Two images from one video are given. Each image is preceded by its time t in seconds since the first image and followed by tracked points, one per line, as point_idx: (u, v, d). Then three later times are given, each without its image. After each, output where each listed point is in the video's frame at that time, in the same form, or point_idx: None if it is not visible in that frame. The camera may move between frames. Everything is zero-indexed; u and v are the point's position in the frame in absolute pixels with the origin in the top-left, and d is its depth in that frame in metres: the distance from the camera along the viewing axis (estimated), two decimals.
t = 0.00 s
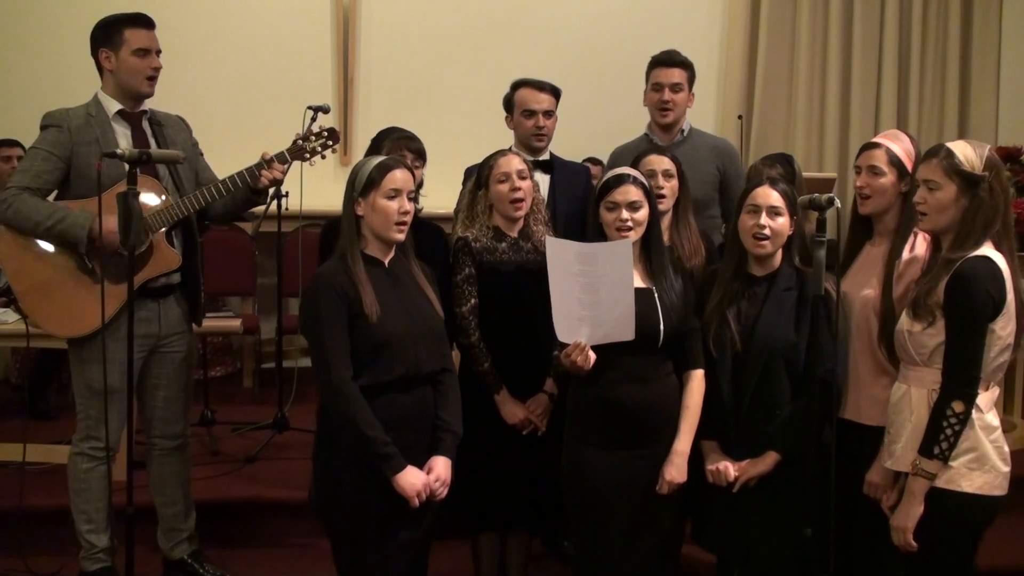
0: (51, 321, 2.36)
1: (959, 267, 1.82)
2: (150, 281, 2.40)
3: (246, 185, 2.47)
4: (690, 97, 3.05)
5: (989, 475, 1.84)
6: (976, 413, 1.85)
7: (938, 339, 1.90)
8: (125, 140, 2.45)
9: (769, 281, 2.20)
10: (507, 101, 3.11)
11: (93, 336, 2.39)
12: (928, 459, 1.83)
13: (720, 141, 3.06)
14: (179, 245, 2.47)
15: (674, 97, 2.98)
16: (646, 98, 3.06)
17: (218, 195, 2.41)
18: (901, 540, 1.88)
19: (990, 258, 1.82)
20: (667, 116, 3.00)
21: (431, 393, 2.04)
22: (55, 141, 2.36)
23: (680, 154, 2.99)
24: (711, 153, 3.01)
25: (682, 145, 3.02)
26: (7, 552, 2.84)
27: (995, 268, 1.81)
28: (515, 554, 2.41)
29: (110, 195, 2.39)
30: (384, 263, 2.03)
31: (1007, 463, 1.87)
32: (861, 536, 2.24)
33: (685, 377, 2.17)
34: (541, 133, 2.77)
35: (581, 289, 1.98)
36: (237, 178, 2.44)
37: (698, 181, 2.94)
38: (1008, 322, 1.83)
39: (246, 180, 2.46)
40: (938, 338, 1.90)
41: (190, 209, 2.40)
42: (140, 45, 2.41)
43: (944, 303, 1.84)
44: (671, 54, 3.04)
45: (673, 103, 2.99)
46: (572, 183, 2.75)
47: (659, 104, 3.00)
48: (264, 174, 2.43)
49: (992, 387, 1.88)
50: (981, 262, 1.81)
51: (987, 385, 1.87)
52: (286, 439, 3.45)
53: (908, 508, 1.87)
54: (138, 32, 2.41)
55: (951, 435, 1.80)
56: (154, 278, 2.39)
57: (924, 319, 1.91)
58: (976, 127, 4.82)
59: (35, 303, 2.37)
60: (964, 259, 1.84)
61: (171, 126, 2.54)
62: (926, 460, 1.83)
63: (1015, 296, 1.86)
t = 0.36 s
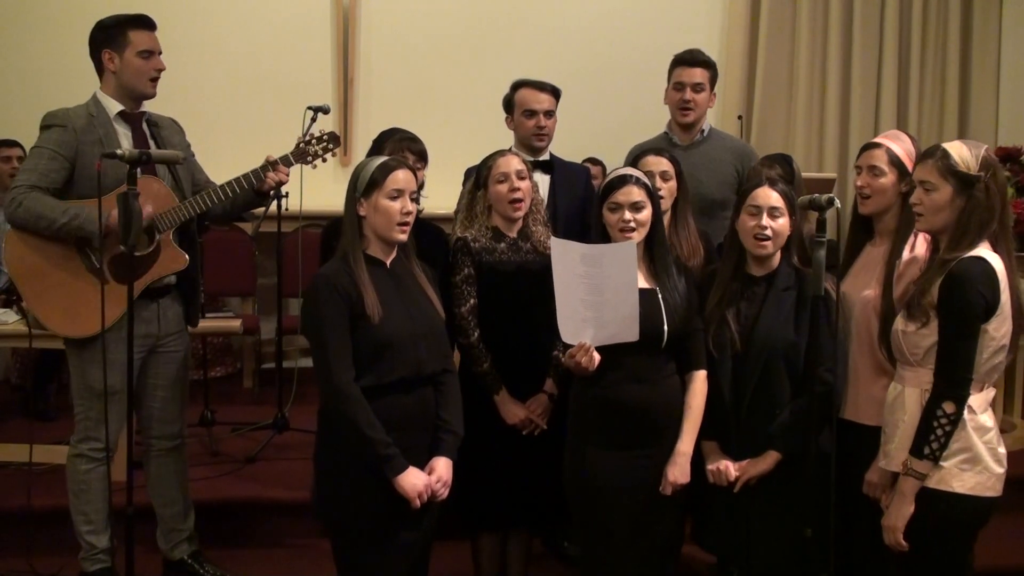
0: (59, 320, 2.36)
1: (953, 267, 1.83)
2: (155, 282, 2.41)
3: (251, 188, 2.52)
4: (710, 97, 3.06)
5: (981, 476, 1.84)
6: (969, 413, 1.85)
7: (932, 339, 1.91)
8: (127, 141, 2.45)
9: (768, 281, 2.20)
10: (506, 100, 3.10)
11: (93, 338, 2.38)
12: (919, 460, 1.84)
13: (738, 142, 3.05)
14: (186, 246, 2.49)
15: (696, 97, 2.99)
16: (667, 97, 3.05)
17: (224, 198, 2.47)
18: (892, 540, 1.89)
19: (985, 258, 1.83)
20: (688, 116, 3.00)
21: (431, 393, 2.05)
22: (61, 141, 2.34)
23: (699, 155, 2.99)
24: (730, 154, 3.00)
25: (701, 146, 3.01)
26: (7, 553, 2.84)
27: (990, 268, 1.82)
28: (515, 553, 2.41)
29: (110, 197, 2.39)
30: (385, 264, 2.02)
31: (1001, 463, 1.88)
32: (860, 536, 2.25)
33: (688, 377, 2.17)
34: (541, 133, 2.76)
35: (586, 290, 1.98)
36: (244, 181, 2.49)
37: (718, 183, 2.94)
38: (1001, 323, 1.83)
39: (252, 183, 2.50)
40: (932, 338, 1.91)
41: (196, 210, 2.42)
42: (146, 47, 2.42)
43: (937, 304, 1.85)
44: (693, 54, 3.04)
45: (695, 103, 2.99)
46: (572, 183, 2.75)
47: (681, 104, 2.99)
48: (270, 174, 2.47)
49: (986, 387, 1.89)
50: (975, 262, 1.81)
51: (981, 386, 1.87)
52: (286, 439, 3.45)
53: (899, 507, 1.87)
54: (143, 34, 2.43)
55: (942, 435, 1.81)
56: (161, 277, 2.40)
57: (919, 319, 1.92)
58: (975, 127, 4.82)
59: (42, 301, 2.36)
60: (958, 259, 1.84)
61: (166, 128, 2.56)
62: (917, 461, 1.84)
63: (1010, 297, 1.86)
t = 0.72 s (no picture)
0: (60, 320, 2.35)
1: (949, 268, 1.83)
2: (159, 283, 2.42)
3: (252, 190, 2.54)
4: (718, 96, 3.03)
5: (978, 476, 1.85)
6: (965, 414, 1.85)
7: (928, 340, 1.92)
8: (127, 141, 2.45)
9: (766, 281, 2.21)
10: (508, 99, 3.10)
11: (92, 341, 2.38)
12: (916, 461, 1.84)
13: (748, 146, 3.05)
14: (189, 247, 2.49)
15: (703, 97, 2.95)
16: (675, 97, 3.04)
17: (225, 198, 2.49)
18: (890, 540, 1.89)
19: (980, 258, 1.83)
20: (695, 116, 2.97)
21: (432, 393, 2.05)
22: (64, 140, 2.34)
23: (709, 156, 2.99)
24: (739, 156, 3.00)
25: (709, 147, 3.01)
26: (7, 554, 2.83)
27: (985, 269, 1.82)
28: (515, 554, 2.41)
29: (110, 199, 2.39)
30: (386, 264, 2.02)
31: (998, 463, 1.88)
32: (859, 536, 2.25)
33: (688, 377, 2.17)
34: (541, 133, 2.76)
35: (588, 291, 1.98)
36: (244, 182, 2.51)
37: (728, 185, 2.94)
38: (997, 323, 1.83)
39: (253, 185, 2.52)
40: (929, 339, 1.91)
41: (200, 212, 2.44)
42: (147, 46, 2.43)
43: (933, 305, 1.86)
44: (699, 53, 3.02)
45: (702, 103, 2.96)
46: (571, 184, 2.75)
47: (687, 104, 2.97)
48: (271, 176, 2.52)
49: (982, 388, 1.89)
50: (970, 264, 1.81)
51: (977, 387, 1.88)
52: (286, 440, 3.44)
53: (895, 508, 1.88)
54: (144, 33, 2.44)
55: (938, 436, 1.81)
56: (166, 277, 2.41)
57: (914, 320, 1.93)
58: (975, 127, 4.83)
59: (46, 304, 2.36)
60: (954, 260, 1.85)
61: (162, 130, 2.57)
62: (914, 462, 1.84)
63: (1006, 298, 1.87)
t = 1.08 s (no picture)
0: (61, 320, 2.35)
1: (949, 267, 1.83)
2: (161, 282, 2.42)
3: (253, 189, 2.54)
4: (714, 95, 3.02)
5: (979, 476, 1.85)
6: (967, 414, 1.85)
7: (929, 340, 1.92)
8: (128, 140, 2.45)
9: (764, 282, 2.21)
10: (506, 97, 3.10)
11: (94, 341, 2.38)
12: (917, 461, 1.84)
13: (747, 146, 3.04)
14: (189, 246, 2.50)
15: (694, 95, 2.96)
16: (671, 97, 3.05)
17: (227, 197, 2.49)
18: (891, 540, 1.89)
19: (980, 258, 1.83)
20: (687, 115, 2.98)
21: (432, 394, 2.05)
22: (65, 140, 2.34)
23: (709, 155, 2.99)
24: (737, 156, 3.00)
25: (708, 147, 3.01)
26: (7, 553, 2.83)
27: (985, 268, 1.82)
28: (515, 555, 2.41)
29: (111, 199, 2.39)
30: (386, 265, 2.02)
31: (999, 463, 1.88)
32: (859, 537, 2.25)
33: (686, 377, 2.17)
34: (538, 134, 2.76)
35: (586, 291, 1.98)
36: (245, 182, 2.51)
37: (728, 184, 2.94)
38: (997, 323, 1.83)
39: (254, 184, 2.52)
40: (929, 339, 1.92)
41: (200, 212, 2.44)
42: (148, 46, 2.43)
43: (933, 305, 1.86)
44: (696, 52, 3.02)
45: (694, 101, 2.96)
46: (568, 184, 2.74)
47: (680, 102, 2.98)
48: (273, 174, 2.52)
49: (983, 387, 1.89)
50: (970, 264, 1.81)
51: (978, 386, 1.87)
52: (286, 440, 3.44)
53: (897, 508, 1.87)
54: (145, 33, 2.44)
55: (940, 436, 1.81)
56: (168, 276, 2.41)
57: (914, 320, 1.93)
58: (974, 128, 4.83)
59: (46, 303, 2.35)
60: (954, 260, 1.85)
61: (164, 130, 2.57)
62: (916, 461, 1.84)
63: (1006, 297, 1.86)
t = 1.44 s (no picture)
0: (54, 320, 2.35)
1: (946, 268, 1.83)
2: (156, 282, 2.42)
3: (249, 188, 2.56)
4: (701, 95, 3.01)
5: (975, 475, 1.85)
6: (963, 413, 1.85)
7: (925, 340, 1.92)
8: (122, 140, 2.45)
9: (756, 282, 2.22)
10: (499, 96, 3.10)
11: (87, 341, 2.37)
12: (915, 460, 1.85)
13: (737, 145, 3.05)
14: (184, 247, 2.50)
15: (675, 94, 2.97)
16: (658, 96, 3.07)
17: (221, 196, 2.50)
18: (889, 539, 1.90)
19: (976, 258, 1.83)
20: (669, 114, 3.00)
21: (426, 394, 2.04)
22: (59, 140, 2.33)
23: (699, 155, 2.99)
24: (728, 156, 3.00)
25: (698, 147, 3.01)
26: None
27: (981, 268, 1.82)
28: (509, 556, 2.42)
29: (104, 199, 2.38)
30: (379, 265, 2.02)
31: (994, 463, 1.88)
32: (852, 536, 2.25)
33: (679, 378, 2.18)
34: (525, 140, 2.77)
35: (578, 290, 1.99)
36: (239, 182, 2.53)
37: (720, 184, 2.95)
38: (993, 322, 1.84)
39: (248, 184, 2.54)
40: (926, 339, 1.92)
41: (192, 212, 2.44)
42: (143, 47, 2.42)
43: (931, 305, 1.86)
44: (686, 53, 3.01)
45: (675, 101, 2.97)
46: (550, 186, 2.77)
47: (662, 101, 3.00)
48: (267, 174, 2.53)
49: (978, 386, 1.89)
50: (967, 263, 1.82)
51: (974, 386, 1.88)
52: (279, 441, 3.43)
53: (895, 508, 1.88)
54: (139, 34, 2.43)
55: (938, 435, 1.81)
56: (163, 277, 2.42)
57: (911, 319, 1.93)
58: (966, 128, 4.84)
59: (41, 303, 2.35)
60: (951, 260, 1.85)
61: (159, 131, 2.56)
62: (913, 461, 1.85)
63: (1001, 296, 1.87)
